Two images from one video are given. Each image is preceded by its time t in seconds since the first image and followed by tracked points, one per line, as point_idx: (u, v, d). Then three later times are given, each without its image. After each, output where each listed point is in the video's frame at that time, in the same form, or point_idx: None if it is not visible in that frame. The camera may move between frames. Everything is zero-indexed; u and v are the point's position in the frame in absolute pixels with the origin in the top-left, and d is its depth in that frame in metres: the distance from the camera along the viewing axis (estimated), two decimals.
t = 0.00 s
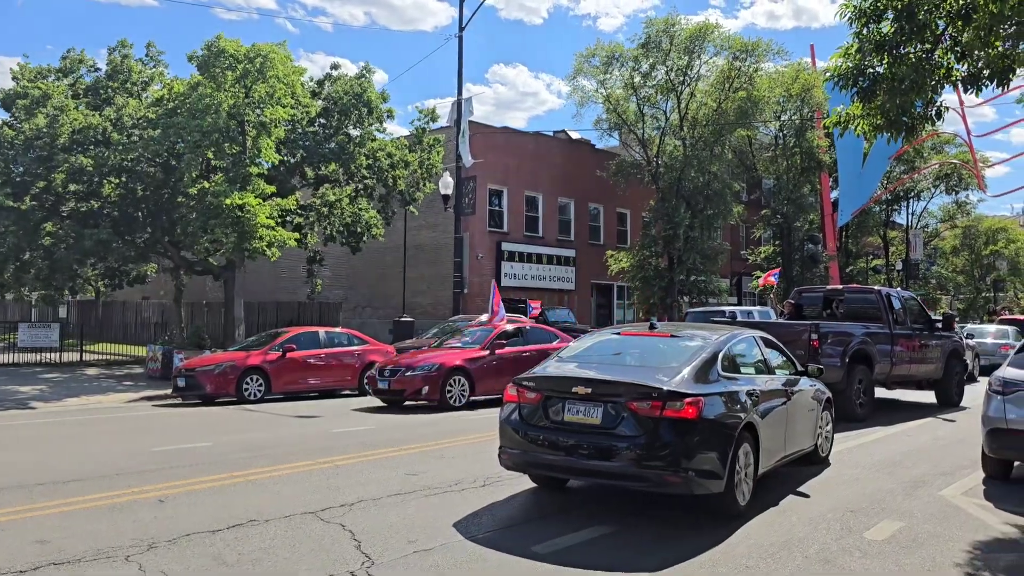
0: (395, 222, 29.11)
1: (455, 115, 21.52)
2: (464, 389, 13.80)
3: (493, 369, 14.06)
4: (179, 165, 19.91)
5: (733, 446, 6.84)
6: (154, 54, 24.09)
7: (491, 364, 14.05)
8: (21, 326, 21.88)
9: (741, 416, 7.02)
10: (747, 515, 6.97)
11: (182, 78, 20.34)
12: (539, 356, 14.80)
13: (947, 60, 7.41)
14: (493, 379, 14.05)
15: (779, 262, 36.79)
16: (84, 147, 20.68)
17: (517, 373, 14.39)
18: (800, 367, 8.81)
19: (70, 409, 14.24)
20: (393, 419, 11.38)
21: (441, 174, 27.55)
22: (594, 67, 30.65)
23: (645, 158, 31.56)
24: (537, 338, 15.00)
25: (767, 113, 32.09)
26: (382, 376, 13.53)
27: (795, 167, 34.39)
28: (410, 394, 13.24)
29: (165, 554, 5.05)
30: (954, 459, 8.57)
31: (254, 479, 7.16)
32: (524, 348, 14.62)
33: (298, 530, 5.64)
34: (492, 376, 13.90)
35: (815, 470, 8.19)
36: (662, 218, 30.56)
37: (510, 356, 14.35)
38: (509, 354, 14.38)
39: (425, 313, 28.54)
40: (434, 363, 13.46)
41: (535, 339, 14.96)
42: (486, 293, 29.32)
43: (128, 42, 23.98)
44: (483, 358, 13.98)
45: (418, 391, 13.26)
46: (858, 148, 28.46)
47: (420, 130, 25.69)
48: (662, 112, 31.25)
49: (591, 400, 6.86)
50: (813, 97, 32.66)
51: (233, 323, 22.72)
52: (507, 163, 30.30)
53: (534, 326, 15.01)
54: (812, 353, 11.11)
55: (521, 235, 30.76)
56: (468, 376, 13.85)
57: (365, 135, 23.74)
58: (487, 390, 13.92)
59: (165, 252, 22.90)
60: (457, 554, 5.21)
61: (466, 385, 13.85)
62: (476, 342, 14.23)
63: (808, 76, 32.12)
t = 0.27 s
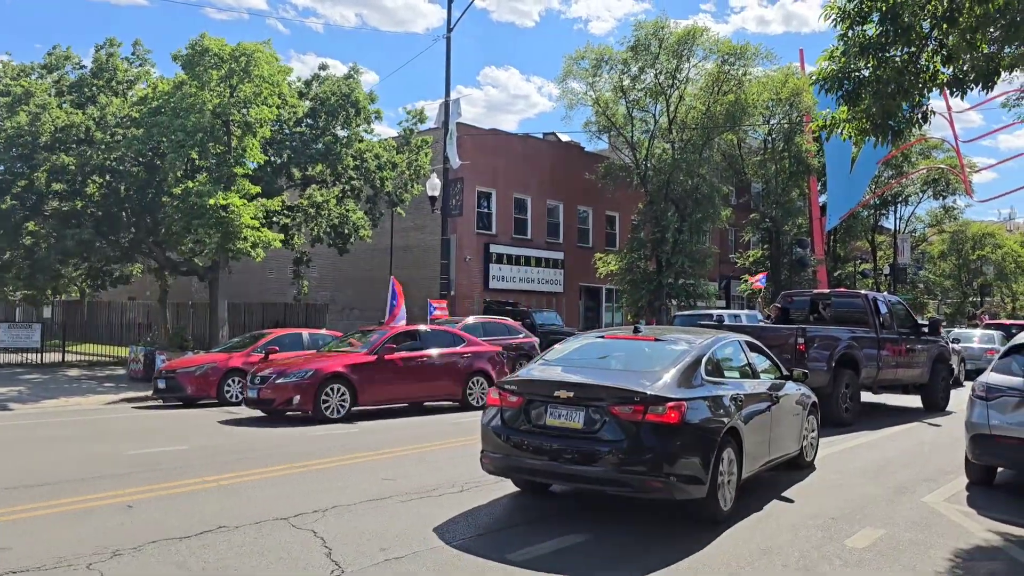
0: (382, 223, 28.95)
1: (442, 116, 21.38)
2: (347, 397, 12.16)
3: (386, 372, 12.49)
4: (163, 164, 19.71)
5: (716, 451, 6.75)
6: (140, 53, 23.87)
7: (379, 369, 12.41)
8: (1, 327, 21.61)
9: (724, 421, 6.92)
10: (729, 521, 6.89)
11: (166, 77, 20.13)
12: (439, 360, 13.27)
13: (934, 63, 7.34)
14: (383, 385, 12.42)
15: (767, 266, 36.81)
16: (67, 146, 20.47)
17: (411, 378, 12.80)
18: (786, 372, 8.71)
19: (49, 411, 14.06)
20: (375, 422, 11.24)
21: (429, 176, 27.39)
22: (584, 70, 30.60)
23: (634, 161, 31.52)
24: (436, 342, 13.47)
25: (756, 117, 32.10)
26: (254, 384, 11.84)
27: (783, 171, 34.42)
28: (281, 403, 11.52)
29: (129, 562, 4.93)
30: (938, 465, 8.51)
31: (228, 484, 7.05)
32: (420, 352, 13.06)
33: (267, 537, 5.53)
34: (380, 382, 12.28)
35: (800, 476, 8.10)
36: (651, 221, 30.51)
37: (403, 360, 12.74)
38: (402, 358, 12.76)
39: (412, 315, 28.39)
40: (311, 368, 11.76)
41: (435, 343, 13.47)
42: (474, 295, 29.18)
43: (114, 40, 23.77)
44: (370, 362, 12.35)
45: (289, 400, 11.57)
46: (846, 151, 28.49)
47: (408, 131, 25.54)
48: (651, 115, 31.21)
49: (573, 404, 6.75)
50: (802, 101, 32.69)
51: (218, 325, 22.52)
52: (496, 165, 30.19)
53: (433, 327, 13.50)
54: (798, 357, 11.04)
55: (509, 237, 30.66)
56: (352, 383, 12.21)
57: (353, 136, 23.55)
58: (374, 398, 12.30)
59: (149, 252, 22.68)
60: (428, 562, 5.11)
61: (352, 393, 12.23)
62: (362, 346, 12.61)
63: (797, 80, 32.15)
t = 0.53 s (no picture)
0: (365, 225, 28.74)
1: (426, 118, 21.23)
2: (185, 408, 10.58)
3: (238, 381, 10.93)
4: (141, 164, 19.45)
5: (696, 455, 6.60)
6: (120, 51, 23.59)
7: (228, 377, 10.89)
8: None
9: (704, 425, 6.76)
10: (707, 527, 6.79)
11: (145, 76, 19.85)
12: (310, 367, 11.77)
13: (914, 63, 7.30)
14: (232, 395, 10.89)
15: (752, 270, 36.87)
16: (45, 145, 20.18)
17: (270, 388, 11.25)
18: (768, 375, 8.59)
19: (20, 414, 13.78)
20: (352, 426, 11.07)
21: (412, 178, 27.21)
22: (569, 73, 30.57)
23: (619, 164, 31.51)
24: (307, 346, 11.96)
25: (740, 121, 32.16)
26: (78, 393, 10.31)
27: (768, 176, 34.51)
28: (103, 416, 9.99)
29: (86, 570, 4.77)
30: (919, 470, 8.44)
31: (196, 489, 6.87)
32: (284, 357, 11.56)
33: (232, 544, 5.38)
34: (230, 393, 10.77)
35: (780, 481, 8.02)
36: (635, 224, 30.48)
37: (262, 367, 11.22)
38: (259, 364, 11.23)
39: (395, 317, 28.19)
40: (138, 375, 10.21)
41: (305, 347, 11.94)
42: (458, 298, 29.03)
43: (93, 38, 23.48)
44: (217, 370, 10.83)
45: (113, 412, 10.06)
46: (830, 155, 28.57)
47: (391, 132, 25.37)
48: (636, 118, 31.21)
49: (550, 407, 6.56)
50: (786, 105, 32.79)
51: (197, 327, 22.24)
52: (481, 167, 30.07)
53: (304, 329, 12.00)
54: (780, 361, 10.97)
55: (494, 239, 30.55)
56: (190, 392, 10.61)
57: (335, 137, 23.32)
58: (219, 410, 10.75)
59: (128, 253, 22.39)
60: (397, 570, 4.97)
61: (188, 404, 10.61)
62: (212, 352, 11.09)
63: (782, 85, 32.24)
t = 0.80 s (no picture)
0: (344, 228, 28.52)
1: (406, 119, 21.06)
2: None
3: (33, 388, 9.22)
4: (116, 164, 19.16)
5: (674, 462, 6.32)
6: (95, 50, 23.25)
7: (18, 385, 9.15)
8: None
9: (682, 430, 6.47)
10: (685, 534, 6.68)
11: (120, 74, 19.54)
12: (139, 373, 10.00)
13: (893, 64, 7.26)
14: (23, 407, 9.16)
15: (733, 274, 36.97)
16: (17, 144, 19.84)
17: (77, 398, 9.48)
18: (748, 379, 8.41)
19: None
20: (326, 430, 10.87)
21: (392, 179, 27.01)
22: (550, 75, 30.53)
23: (600, 167, 31.50)
24: (137, 350, 10.17)
25: (722, 124, 32.24)
26: None
27: (749, 179, 34.64)
28: None
29: None
30: (897, 475, 8.38)
31: (159, 497, 6.66)
32: (102, 363, 9.78)
33: (194, 554, 5.20)
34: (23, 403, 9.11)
35: (759, 486, 7.90)
36: (617, 227, 30.47)
37: (70, 373, 9.47)
38: (68, 370, 9.50)
39: (376, 320, 27.97)
40: None
41: (134, 350, 10.16)
42: (439, 301, 28.88)
43: (68, 35, 23.12)
44: (6, 377, 9.09)
45: None
46: (811, 159, 28.71)
47: (372, 134, 25.18)
48: (618, 122, 31.22)
49: (525, 412, 6.27)
50: (767, 110, 32.94)
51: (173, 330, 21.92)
52: (462, 169, 29.95)
53: (136, 331, 10.25)
54: (760, 364, 10.88)
55: (475, 242, 30.41)
56: None
57: (315, 138, 23.05)
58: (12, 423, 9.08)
59: (102, 254, 22.04)
60: None
61: None
62: (5, 355, 9.35)
63: (763, 89, 32.39)
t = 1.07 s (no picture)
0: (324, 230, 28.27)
1: (386, 121, 20.90)
2: None
3: None
4: (90, 164, 18.82)
5: (653, 468, 6.09)
6: (69, 48, 22.87)
7: None
8: None
9: (660, 434, 6.23)
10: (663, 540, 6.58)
11: (95, 73, 19.20)
12: None
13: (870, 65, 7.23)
14: None
15: (714, 277, 37.07)
16: None
17: None
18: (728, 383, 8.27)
19: None
20: (301, 435, 10.68)
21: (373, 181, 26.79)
22: (533, 78, 30.45)
23: (583, 170, 31.46)
24: None
25: (704, 128, 32.32)
26: None
27: (731, 183, 34.74)
28: None
29: None
30: (876, 479, 8.33)
31: (123, 505, 6.46)
32: None
33: (156, 564, 5.02)
34: None
35: (738, 491, 7.81)
36: (598, 231, 30.43)
37: None
38: None
39: (356, 323, 27.74)
40: None
41: None
42: (420, 304, 28.72)
43: (41, 33, 22.72)
44: None
45: None
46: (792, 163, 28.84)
47: (352, 136, 24.99)
48: (600, 125, 31.20)
49: (502, 417, 6.01)
50: (749, 114, 33.08)
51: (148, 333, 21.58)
52: (443, 172, 29.81)
53: None
54: (739, 368, 10.85)
55: (456, 245, 30.28)
56: None
57: (294, 140, 22.74)
58: None
59: (75, 255, 21.65)
60: None
61: None
62: None
63: (744, 94, 32.51)
